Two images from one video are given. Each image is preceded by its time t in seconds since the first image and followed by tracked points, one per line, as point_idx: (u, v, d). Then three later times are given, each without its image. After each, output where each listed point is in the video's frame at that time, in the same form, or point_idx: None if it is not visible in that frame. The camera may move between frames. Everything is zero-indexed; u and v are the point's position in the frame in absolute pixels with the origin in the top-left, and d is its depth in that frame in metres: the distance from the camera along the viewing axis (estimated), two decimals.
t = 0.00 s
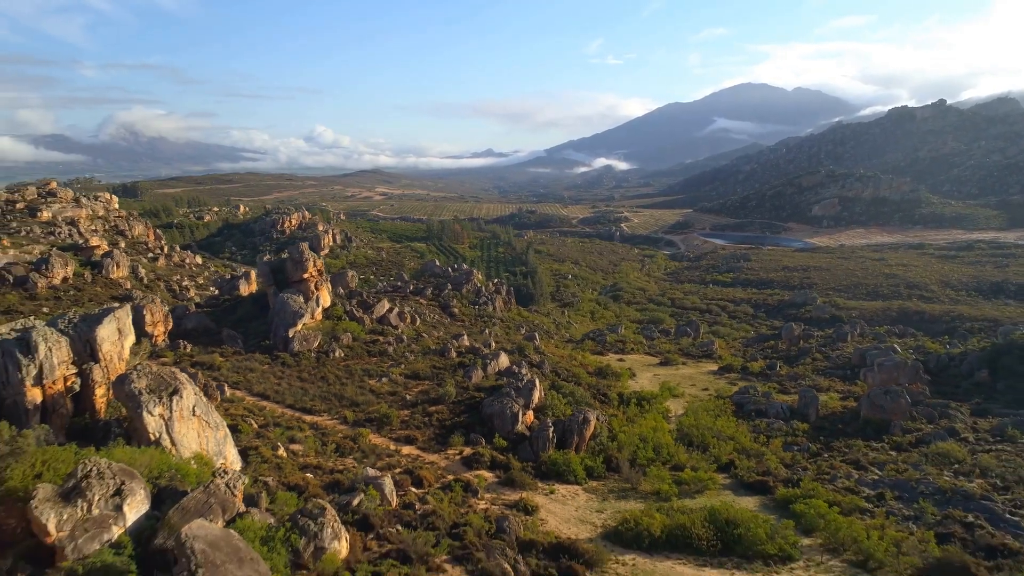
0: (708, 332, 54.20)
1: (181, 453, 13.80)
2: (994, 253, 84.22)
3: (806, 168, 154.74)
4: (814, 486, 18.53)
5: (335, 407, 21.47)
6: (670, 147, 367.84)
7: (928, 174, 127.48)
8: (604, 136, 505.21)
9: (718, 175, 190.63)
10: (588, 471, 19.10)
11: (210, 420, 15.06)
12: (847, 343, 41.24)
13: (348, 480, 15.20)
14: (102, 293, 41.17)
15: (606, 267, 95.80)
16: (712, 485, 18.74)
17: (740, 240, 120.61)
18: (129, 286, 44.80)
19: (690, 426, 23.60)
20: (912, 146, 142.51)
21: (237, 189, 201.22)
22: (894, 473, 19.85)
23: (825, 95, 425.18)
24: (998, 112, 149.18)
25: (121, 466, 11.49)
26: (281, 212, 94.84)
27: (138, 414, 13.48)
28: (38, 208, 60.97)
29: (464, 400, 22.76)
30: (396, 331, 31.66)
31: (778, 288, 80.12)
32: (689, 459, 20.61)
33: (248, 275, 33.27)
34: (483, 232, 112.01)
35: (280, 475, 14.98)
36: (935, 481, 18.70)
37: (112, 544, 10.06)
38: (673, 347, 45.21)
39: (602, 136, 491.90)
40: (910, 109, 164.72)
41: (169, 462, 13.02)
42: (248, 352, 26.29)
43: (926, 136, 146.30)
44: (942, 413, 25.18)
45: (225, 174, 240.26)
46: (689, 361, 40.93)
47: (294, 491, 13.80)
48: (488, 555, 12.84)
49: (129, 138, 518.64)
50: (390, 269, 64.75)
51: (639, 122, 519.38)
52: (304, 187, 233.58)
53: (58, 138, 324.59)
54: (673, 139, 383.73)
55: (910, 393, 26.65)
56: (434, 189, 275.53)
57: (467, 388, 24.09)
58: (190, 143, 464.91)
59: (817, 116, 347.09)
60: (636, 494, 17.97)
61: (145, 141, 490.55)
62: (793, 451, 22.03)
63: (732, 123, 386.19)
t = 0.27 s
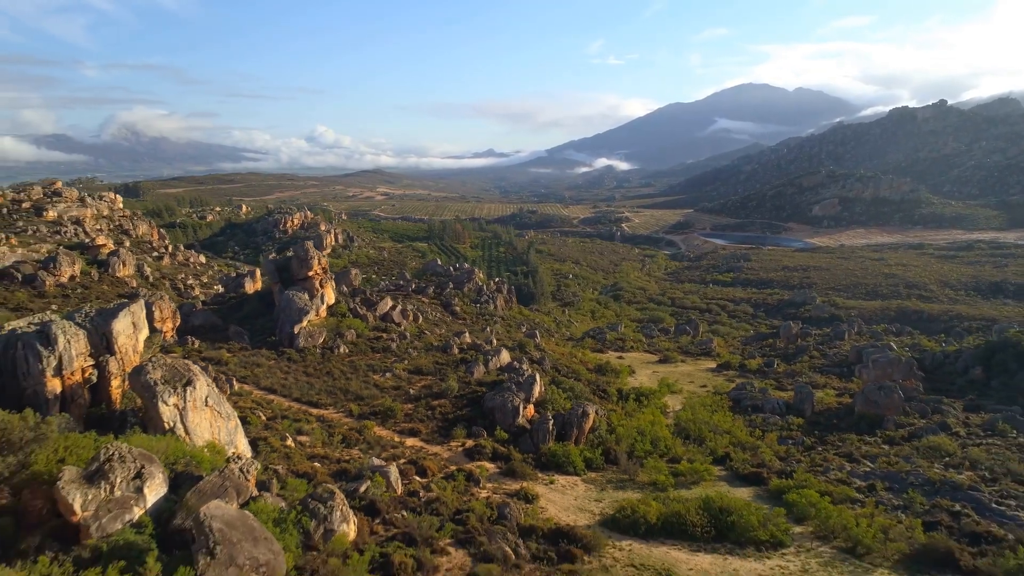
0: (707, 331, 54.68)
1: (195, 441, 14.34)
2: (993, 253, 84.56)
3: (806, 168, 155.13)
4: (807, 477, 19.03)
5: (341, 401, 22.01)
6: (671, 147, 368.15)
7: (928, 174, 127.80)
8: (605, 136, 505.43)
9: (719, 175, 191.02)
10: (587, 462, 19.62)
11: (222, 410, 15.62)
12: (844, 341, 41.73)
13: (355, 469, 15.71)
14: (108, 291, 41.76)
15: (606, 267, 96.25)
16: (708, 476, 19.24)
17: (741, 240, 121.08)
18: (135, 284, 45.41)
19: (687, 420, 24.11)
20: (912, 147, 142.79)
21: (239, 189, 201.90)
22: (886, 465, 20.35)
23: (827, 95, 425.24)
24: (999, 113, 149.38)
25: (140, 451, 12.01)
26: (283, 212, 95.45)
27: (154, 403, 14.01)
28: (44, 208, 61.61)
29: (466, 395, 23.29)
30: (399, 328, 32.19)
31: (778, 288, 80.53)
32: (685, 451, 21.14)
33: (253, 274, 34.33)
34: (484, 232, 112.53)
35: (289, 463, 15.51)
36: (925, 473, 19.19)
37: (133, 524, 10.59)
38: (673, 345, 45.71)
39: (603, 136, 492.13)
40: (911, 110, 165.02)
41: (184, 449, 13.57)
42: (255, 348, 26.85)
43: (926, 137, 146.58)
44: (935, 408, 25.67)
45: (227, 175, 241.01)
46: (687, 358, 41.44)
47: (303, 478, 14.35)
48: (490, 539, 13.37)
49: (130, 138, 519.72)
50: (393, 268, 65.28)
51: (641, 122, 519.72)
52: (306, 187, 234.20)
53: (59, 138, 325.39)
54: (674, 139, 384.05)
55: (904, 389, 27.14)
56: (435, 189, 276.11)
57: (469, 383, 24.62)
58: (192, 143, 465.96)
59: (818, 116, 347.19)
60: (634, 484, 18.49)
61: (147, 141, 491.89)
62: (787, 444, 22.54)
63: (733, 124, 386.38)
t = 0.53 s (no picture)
0: (707, 330, 55.13)
1: (205, 432, 14.83)
2: (993, 253, 84.90)
3: (807, 168, 155.48)
4: (801, 470, 19.49)
5: (345, 396, 22.48)
6: (672, 148, 368.41)
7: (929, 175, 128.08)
8: (606, 136, 505.75)
9: (720, 175, 191.37)
10: (585, 455, 20.08)
11: (232, 403, 16.13)
12: (841, 339, 42.20)
13: (360, 460, 16.19)
14: (114, 290, 42.30)
15: (607, 267, 96.68)
16: (704, 469, 19.68)
17: (741, 240, 121.52)
18: (140, 283, 45.94)
19: (685, 416, 24.56)
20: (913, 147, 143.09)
21: (241, 189, 202.50)
22: (879, 458, 20.80)
23: (828, 95, 425.54)
24: (1000, 113, 149.62)
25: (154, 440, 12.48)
26: (285, 212, 95.98)
27: (166, 395, 14.48)
28: (49, 207, 62.19)
29: (467, 390, 23.79)
30: (401, 326, 32.68)
31: (778, 288, 80.97)
32: (683, 445, 21.59)
33: (258, 272, 35.10)
34: (485, 232, 113.01)
35: (295, 454, 15.99)
36: (916, 466, 19.67)
37: (149, 508, 11.02)
38: (672, 344, 46.22)
39: (603, 136, 492.43)
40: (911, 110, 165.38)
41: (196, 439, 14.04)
42: (260, 344, 27.35)
43: (927, 137, 146.87)
44: (928, 404, 26.13)
45: (228, 175, 241.63)
46: (686, 356, 41.92)
47: (311, 467, 14.84)
48: (491, 527, 13.84)
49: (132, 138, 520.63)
50: (395, 268, 65.81)
51: (642, 123, 520.07)
52: (307, 188, 234.73)
53: (61, 138, 326.07)
54: (675, 140, 384.42)
55: (899, 386, 27.58)
56: (435, 190, 276.60)
57: (471, 378, 25.13)
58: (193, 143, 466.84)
59: (819, 117, 347.34)
60: (631, 477, 18.94)
61: (148, 141, 492.10)
62: (782, 438, 23.01)
63: (734, 124, 386.57)
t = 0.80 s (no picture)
0: (706, 328, 55.61)
1: (216, 422, 15.38)
2: (992, 253, 85.26)
3: (807, 168, 155.85)
4: (794, 462, 20.00)
5: (350, 390, 23.02)
6: (673, 148, 368.74)
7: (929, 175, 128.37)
8: (607, 137, 506.11)
9: (720, 176, 191.78)
10: (584, 447, 20.61)
11: (241, 394, 16.67)
12: (838, 337, 42.68)
13: (366, 450, 16.73)
14: (121, 288, 42.91)
15: (607, 266, 97.10)
16: (699, 461, 20.19)
17: (742, 240, 121.95)
18: (145, 281, 46.55)
19: (682, 411, 25.07)
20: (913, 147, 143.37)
21: (243, 189, 203.23)
22: (871, 451, 21.30)
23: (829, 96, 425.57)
24: (1000, 114, 149.86)
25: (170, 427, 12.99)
26: (288, 212, 96.53)
27: (179, 386, 15.00)
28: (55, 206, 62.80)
29: (469, 385, 24.33)
30: (403, 323, 33.20)
31: (778, 288, 81.41)
32: (680, 439, 22.10)
33: (263, 271, 35.66)
34: (486, 232, 113.52)
35: (303, 443, 16.52)
36: (907, 458, 20.17)
37: (166, 491, 11.54)
38: (671, 342, 46.71)
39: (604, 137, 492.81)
40: (912, 111, 165.68)
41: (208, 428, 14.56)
42: (266, 340, 27.89)
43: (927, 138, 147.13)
44: (921, 400, 26.61)
45: (229, 175, 242.27)
46: (685, 354, 42.41)
47: (319, 455, 15.39)
48: (493, 513, 14.37)
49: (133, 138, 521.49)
50: (397, 267, 66.36)
51: (643, 123, 520.33)
52: (308, 188, 235.32)
53: (63, 139, 326.89)
54: (676, 140, 384.75)
55: (893, 382, 28.07)
56: (437, 190, 277.25)
57: (473, 374, 25.65)
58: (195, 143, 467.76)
59: (820, 117, 347.51)
60: (629, 468, 19.45)
61: (150, 141, 493.07)
62: (777, 432, 23.53)
63: (735, 125, 386.84)
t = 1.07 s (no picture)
0: (705, 327, 56.14)
1: (227, 412, 15.90)
2: (991, 253, 85.67)
3: (807, 169, 156.24)
4: (788, 454, 20.52)
5: (354, 384, 23.55)
6: (674, 148, 369.14)
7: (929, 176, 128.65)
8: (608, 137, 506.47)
9: (721, 176, 192.22)
10: (583, 440, 21.14)
11: (251, 386, 17.22)
12: (835, 336, 43.20)
13: (371, 440, 17.27)
14: (127, 286, 43.50)
15: (608, 266, 97.50)
16: (695, 453, 20.69)
17: (742, 240, 122.41)
18: (151, 280, 47.14)
19: (679, 406, 25.59)
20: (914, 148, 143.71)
21: (244, 189, 203.94)
22: (863, 445, 21.81)
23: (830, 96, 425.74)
24: (1001, 114, 150.05)
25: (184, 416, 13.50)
26: (289, 211, 97.12)
27: (191, 377, 15.52)
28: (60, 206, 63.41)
29: (470, 380, 24.85)
30: (406, 320, 33.74)
31: (777, 287, 81.91)
32: (676, 433, 22.61)
33: (268, 269, 36.23)
34: (487, 232, 114.05)
35: (310, 433, 17.05)
36: (898, 452, 20.68)
37: (182, 476, 12.02)
38: (670, 340, 47.25)
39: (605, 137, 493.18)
40: (913, 111, 166.04)
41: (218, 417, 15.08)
42: (271, 337, 28.43)
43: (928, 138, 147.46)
44: (915, 396, 27.12)
45: (231, 175, 242.93)
46: (684, 352, 42.93)
47: (326, 444, 15.93)
48: (495, 501, 14.88)
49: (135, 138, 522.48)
50: (398, 266, 66.92)
51: (644, 124, 520.80)
52: (309, 188, 235.94)
53: (64, 138, 327.82)
54: (677, 141, 385.17)
55: (887, 378, 28.59)
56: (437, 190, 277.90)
57: (474, 370, 26.19)
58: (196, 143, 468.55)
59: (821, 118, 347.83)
60: (626, 460, 19.96)
61: (151, 141, 493.95)
62: (772, 427, 24.04)
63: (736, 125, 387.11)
